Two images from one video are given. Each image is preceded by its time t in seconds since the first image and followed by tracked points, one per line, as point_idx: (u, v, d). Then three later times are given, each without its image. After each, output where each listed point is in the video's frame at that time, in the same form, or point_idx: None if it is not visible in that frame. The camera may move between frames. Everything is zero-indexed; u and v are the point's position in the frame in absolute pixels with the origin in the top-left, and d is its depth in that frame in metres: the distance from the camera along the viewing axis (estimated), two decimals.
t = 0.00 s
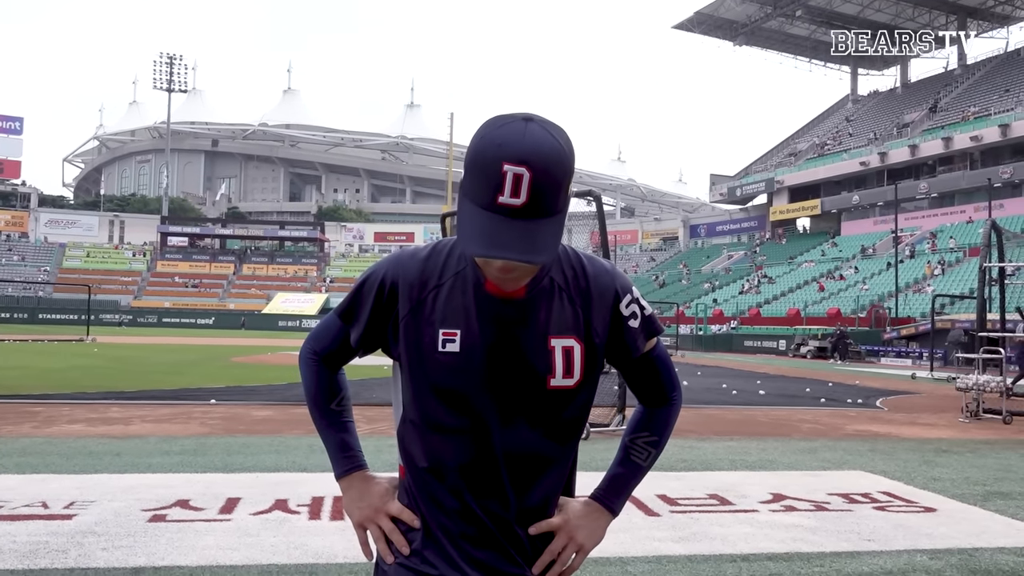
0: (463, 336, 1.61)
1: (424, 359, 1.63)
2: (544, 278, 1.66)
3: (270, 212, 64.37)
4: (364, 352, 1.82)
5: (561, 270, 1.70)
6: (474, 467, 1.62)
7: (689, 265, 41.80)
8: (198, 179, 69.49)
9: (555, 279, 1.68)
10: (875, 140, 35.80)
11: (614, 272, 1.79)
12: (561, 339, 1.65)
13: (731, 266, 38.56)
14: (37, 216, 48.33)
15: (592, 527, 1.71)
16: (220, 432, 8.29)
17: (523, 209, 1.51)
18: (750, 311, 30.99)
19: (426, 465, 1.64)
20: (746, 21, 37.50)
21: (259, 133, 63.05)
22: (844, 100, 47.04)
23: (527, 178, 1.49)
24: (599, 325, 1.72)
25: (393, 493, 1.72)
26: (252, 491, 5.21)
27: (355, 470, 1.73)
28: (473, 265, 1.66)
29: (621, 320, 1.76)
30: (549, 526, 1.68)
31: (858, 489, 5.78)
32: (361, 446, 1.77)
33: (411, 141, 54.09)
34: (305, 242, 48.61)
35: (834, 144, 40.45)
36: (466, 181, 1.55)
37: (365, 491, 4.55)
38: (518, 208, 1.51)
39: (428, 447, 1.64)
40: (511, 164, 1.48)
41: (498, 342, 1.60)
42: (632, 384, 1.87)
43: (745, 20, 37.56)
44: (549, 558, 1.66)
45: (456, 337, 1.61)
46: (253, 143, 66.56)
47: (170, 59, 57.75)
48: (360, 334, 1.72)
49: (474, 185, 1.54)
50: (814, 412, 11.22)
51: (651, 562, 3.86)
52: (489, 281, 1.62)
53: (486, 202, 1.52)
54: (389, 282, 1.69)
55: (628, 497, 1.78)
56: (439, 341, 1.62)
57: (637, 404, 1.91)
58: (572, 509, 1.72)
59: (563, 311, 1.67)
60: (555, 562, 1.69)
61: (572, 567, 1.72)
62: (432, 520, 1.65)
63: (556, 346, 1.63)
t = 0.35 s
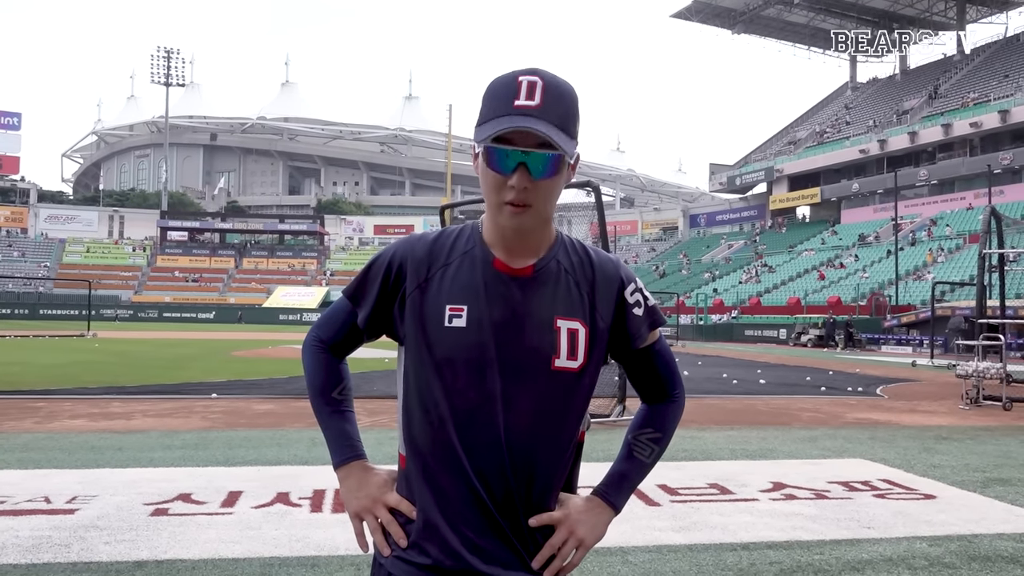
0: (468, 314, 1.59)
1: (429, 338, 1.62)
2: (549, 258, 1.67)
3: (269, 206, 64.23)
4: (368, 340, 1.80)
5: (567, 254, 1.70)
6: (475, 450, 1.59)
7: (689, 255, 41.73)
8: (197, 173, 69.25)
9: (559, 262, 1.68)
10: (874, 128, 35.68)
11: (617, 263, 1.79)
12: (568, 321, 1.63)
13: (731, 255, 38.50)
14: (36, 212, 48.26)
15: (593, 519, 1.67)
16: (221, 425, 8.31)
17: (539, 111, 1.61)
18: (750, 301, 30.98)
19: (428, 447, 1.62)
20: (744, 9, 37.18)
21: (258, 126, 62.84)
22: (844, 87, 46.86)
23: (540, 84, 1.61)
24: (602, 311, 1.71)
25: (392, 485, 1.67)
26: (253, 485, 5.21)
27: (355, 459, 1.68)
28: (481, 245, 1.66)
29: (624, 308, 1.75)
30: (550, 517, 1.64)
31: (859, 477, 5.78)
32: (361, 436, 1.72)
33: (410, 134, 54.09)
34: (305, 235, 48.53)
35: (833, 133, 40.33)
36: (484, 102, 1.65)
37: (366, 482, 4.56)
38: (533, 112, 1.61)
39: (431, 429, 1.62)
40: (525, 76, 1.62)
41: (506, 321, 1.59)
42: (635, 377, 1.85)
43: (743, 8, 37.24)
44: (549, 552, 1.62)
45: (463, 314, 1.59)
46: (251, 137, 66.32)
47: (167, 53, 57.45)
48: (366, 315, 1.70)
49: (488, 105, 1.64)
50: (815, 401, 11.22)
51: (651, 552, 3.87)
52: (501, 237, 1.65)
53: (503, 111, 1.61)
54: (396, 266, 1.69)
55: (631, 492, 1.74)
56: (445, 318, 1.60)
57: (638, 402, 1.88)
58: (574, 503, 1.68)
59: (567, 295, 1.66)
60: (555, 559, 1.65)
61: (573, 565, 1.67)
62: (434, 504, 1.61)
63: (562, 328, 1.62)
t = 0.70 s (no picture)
0: (461, 312, 1.61)
1: (422, 337, 1.64)
2: (539, 255, 1.70)
3: (270, 208, 64.25)
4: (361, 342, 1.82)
5: (557, 252, 1.73)
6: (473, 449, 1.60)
7: (690, 252, 41.72)
8: (197, 176, 69.31)
9: (550, 259, 1.70)
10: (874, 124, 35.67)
11: (607, 259, 1.81)
12: (559, 317, 1.65)
13: (733, 252, 38.49)
14: (37, 216, 48.33)
15: (590, 514, 1.68)
16: (225, 427, 8.34)
17: (519, 92, 1.65)
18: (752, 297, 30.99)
19: (425, 447, 1.63)
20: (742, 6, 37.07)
21: (258, 129, 62.90)
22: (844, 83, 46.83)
23: (518, 71, 1.66)
24: (594, 306, 1.73)
25: (388, 487, 1.69)
26: (256, 486, 5.22)
27: (351, 461, 1.70)
28: (473, 244, 1.68)
29: (615, 305, 1.77)
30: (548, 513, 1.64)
31: (862, 472, 5.79)
32: (357, 438, 1.74)
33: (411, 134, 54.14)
34: (306, 236, 48.62)
35: (834, 128, 40.32)
36: (463, 98, 1.71)
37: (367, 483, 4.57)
38: (512, 95, 1.66)
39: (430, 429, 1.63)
40: (504, 65, 1.67)
41: (499, 320, 1.60)
42: (628, 374, 1.86)
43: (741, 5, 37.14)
44: (545, 550, 1.63)
45: (455, 311, 1.61)
46: (251, 139, 66.33)
47: (166, 57, 57.47)
48: (359, 318, 1.72)
49: (472, 91, 1.69)
50: (817, 397, 11.23)
51: (654, 549, 3.87)
52: (490, 227, 1.68)
53: (483, 97, 1.66)
54: (387, 266, 1.70)
55: (628, 489, 1.75)
56: (437, 317, 1.62)
57: (635, 399, 1.89)
58: (571, 502, 1.68)
59: (557, 291, 1.67)
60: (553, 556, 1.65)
61: (572, 561, 1.68)
62: (432, 503, 1.61)
63: (555, 324, 1.63)
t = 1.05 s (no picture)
0: (464, 342, 1.60)
1: (425, 364, 1.63)
2: (541, 275, 1.66)
3: (285, 210, 64.67)
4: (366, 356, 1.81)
5: (562, 264, 1.70)
6: (480, 468, 1.62)
7: (706, 245, 41.46)
8: (213, 178, 69.79)
9: (554, 273, 1.68)
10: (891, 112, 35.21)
11: (616, 268, 1.78)
12: (563, 337, 1.63)
13: (749, 243, 38.22)
14: (57, 222, 48.96)
15: (599, 520, 1.70)
16: (246, 428, 8.44)
17: (515, 95, 1.66)
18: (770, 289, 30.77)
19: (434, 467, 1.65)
20: None
21: (271, 130, 63.22)
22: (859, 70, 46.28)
23: (514, 75, 1.66)
24: (599, 317, 1.71)
25: (401, 493, 1.72)
26: (276, 485, 5.28)
27: (363, 469, 1.73)
28: (473, 264, 1.66)
29: (622, 315, 1.75)
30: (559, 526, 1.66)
31: (883, 463, 5.75)
32: (369, 447, 1.77)
33: (423, 133, 54.50)
34: (322, 237, 48.82)
35: (849, 117, 39.88)
36: (460, 103, 1.72)
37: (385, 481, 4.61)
38: (509, 101, 1.66)
39: (435, 449, 1.65)
40: (499, 70, 1.68)
41: (502, 342, 1.59)
42: (641, 375, 1.85)
43: None
44: (553, 556, 1.65)
45: (456, 342, 1.61)
46: (264, 141, 66.74)
47: (179, 62, 57.91)
48: (361, 338, 1.71)
49: (468, 98, 1.68)
50: (836, 388, 11.15)
51: (673, 542, 3.87)
52: (490, 241, 1.65)
53: (478, 101, 1.66)
54: (385, 287, 1.67)
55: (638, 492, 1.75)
56: (439, 345, 1.62)
57: (646, 398, 1.88)
58: (581, 503, 1.70)
59: (562, 307, 1.65)
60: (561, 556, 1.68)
61: (579, 552, 1.70)
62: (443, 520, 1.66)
63: (558, 345, 1.62)
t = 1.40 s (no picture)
0: (479, 358, 1.57)
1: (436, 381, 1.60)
2: (552, 287, 1.65)
3: (291, 207, 64.79)
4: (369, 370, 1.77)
5: (571, 273, 1.70)
6: (496, 485, 1.62)
7: (713, 241, 41.34)
8: (220, 176, 69.88)
9: (564, 284, 1.67)
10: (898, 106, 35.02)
11: (623, 273, 1.77)
12: (576, 347, 1.63)
13: (756, 239, 38.09)
14: (65, 220, 49.18)
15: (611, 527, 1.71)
16: (253, 424, 8.45)
17: (528, 100, 1.64)
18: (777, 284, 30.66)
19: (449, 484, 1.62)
20: None
21: (278, 127, 63.29)
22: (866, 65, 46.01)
23: (525, 82, 1.64)
24: (609, 325, 1.70)
25: (408, 507, 1.71)
26: (282, 482, 5.28)
27: (369, 483, 1.70)
28: (482, 276, 1.64)
29: (631, 320, 1.75)
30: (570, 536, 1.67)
31: (890, 458, 5.72)
32: (373, 461, 1.74)
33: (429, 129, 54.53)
34: (328, 233, 48.85)
35: (856, 111, 39.69)
36: (469, 110, 1.69)
37: (390, 478, 4.61)
38: (523, 107, 1.64)
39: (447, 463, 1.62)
40: (509, 76, 1.65)
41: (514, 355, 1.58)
42: (648, 380, 1.84)
43: None
44: (564, 559, 1.67)
45: (470, 356, 1.58)
46: (270, 138, 66.79)
47: (186, 59, 58.02)
48: (364, 359, 1.65)
49: (479, 105, 1.66)
50: (844, 383, 11.10)
51: (680, 538, 3.87)
52: (500, 253, 1.62)
53: (491, 109, 1.64)
54: (393, 304, 1.62)
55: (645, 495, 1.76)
56: (451, 359, 1.59)
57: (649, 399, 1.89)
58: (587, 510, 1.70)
59: (572, 316, 1.64)
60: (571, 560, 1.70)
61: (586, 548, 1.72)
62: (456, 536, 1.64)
63: (571, 356, 1.62)
